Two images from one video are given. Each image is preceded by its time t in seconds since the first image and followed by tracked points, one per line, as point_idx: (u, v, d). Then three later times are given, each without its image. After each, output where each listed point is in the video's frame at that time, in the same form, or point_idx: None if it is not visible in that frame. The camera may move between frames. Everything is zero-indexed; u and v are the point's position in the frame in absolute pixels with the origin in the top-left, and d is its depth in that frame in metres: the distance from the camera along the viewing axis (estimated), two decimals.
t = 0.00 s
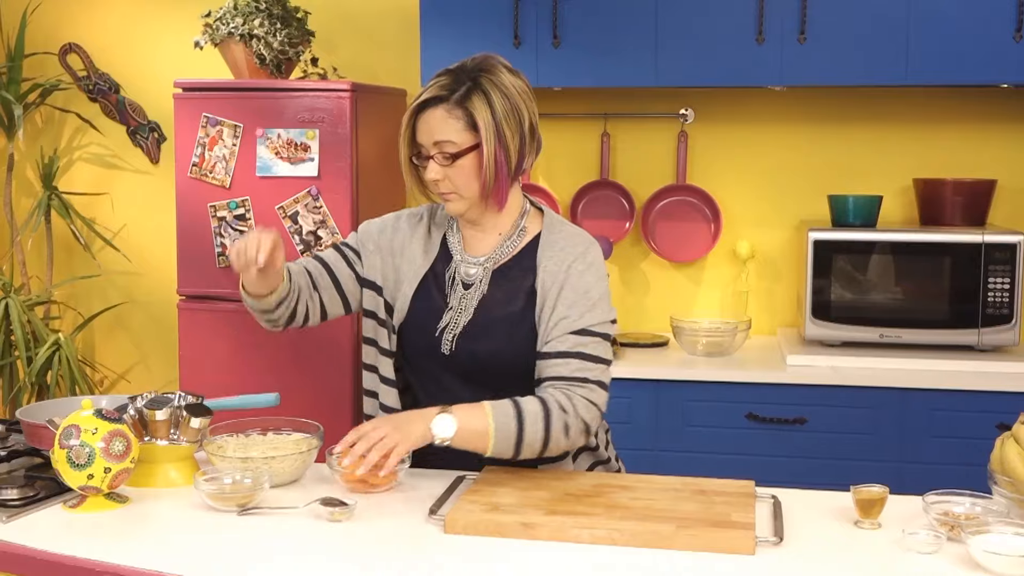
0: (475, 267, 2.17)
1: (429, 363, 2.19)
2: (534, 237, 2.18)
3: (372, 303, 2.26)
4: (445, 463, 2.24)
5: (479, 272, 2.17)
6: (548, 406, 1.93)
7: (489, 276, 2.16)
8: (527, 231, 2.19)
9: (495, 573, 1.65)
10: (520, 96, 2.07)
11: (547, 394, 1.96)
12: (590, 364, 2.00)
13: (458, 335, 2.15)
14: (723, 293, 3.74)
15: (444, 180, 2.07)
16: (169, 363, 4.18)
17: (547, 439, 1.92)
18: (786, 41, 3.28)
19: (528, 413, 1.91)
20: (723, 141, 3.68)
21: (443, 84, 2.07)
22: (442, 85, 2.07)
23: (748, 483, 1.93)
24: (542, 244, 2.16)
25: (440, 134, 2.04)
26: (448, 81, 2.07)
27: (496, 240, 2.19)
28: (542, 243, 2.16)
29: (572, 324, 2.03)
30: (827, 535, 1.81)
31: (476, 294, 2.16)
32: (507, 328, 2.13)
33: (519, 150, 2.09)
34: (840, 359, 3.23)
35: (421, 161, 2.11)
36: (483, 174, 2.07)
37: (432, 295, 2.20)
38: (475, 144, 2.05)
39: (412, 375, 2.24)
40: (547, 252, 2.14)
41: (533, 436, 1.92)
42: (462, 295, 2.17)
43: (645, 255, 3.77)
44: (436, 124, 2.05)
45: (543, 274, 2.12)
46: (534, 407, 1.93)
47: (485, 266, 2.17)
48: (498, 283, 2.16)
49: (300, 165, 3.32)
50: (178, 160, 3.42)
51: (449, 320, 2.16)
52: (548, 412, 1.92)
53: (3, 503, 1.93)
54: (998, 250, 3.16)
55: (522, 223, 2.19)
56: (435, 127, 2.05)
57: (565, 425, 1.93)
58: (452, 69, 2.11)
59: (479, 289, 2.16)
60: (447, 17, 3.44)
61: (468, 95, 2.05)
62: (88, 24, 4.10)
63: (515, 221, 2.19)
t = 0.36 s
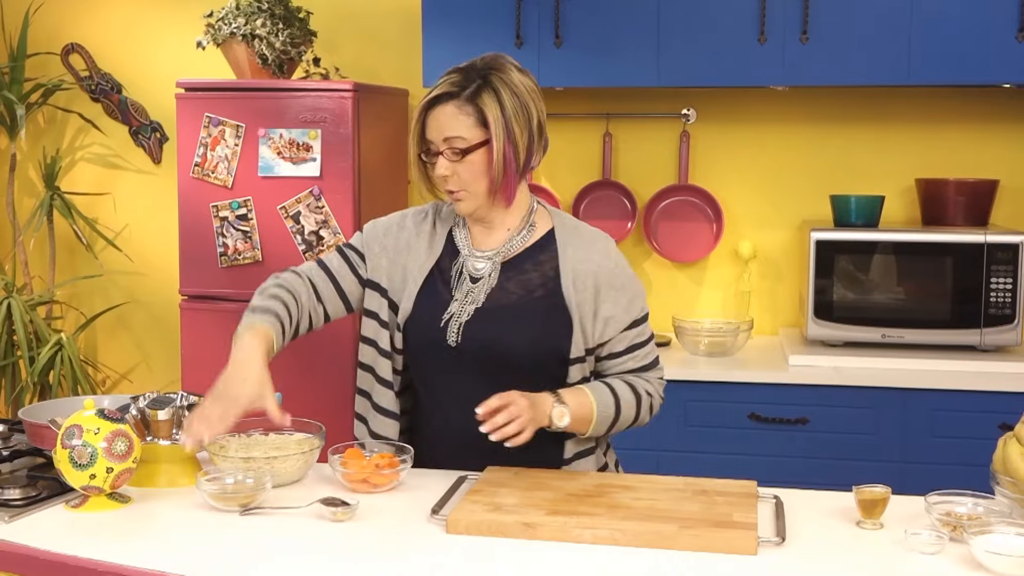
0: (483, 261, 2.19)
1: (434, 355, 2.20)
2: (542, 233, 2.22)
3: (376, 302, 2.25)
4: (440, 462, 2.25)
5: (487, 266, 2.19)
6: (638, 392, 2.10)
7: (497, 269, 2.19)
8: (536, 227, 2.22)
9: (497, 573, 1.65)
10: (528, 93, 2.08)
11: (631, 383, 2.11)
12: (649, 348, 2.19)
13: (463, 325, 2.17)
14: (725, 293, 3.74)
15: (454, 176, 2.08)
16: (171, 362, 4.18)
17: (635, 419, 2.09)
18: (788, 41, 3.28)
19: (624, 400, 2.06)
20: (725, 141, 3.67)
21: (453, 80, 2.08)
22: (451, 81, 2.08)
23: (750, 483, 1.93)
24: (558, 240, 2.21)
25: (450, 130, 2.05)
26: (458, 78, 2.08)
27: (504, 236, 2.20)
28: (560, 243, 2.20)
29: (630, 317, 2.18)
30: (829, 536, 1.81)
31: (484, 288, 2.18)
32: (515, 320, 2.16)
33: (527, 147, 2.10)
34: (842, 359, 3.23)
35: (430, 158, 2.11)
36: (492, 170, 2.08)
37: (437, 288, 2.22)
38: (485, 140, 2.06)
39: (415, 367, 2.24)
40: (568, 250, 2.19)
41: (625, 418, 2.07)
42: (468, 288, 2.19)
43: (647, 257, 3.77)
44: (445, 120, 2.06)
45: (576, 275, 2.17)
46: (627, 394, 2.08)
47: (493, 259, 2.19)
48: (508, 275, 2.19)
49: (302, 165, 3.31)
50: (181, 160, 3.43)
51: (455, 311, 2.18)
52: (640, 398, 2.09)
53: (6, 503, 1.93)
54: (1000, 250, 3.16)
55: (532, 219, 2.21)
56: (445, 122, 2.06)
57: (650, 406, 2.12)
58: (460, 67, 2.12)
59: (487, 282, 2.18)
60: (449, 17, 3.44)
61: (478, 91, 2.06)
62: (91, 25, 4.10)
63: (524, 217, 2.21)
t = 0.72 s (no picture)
0: (496, 259, 2.22)
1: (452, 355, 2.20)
2: (553, 228, 2.27)
3: (382, 311, 2.26)
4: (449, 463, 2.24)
5: (501, 263, 2.22)
6: (651, 381, 2.17)
7: (512, 266, 2.21)
8: (548, 222, 2.27)
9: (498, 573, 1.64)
10: (544, 89, 2.16)
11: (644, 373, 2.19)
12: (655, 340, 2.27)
13: (485, 322, 2.18)
14: (726, 294, 3.74)
15: (477, 164, 2.11)
16: (172, 363, 4.19)
17: (648, 408, 2.16)
18: (790, 40, 3.28)
19: (641, 390, 2.13)
20: (725, 141, 3.68)
21: (472, 73, 2.14)
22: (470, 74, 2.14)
23: (752, 483, 1.93)
24: (571, 234, 2.26)
25: (476, 117, 2.10)
26: (477, 71, 2.14)
27: (516, 232, 2.25)
28: (572, 238, 2.25)
29: (641, 309, 2.25)
30: (830, 536, 1.81)
31: (500, 286, 2.21)
32: (536, 316, 2.19)
33: (545, 141, 2.16)
34: (844, 360, 3.22)
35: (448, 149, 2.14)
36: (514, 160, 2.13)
37: (449, 289, 2.23)
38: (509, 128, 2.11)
39: (428, 368, 2.24)
40: (582, 246, 2.24)
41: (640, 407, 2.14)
42: (484, 286, 2.21)
43: (648, 257, 3.76)
44: (470, 109, 2.11)
45: (593, 270, 2.22)
46: (641, 383, 2.15)
47: (508, 257, 2.22)
48: (525, 271, 2.21)
49: (304, 165, 3.31)
50: (183, 160, 3.43)
51: (473, 309, 2.19)
52: (653, 386, 2.16)
53: (7, 502, 1.92)
54: (1002, 250, 3.16)
55: (543, 215, 2.27)
56: (470, 111, 2.10)
57: (661, 394, 2.20)
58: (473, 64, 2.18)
59: (503, 280, 2.21)
60: (450, 17, 3.44)
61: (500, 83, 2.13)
62: (92, 25, 4.11)
63: (534, 213, 2.26)
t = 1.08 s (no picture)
0: (508, 256, 2.24)
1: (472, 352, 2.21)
2: (558, 223, 2.30)
3: (393, 315, 2.26)
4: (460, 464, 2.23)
5: (513, 260, 2.23)
6: (652, 371, 2.21)
7: (524, 263, 2.24)
8: (552, 219, 2.30)
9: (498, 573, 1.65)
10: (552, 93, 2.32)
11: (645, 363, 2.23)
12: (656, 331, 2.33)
13: (502, 317, 2.20)
14: (727, 293, 3.74)
15: (514, 141, 2.18)
16: (173, 362, 4.19)
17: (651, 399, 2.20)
18: (791, 40, 3.28)
19: (644, 379, 2.17)
20: (726, 141, 3.68)
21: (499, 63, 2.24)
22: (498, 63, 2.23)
23: (753, 483, 1.93)
24: (576, 228, 2.30)
25: (515, 99, 2.19)
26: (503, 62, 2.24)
27: (524, 228, 2.28)
28: (579, 230, 2.30)
29: (645, 300, 2.31)
30: (831, 536, 1.81)
31: (514, 282, 2.22)
32: (548, 310, 2.22)
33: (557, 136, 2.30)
34: (845, 360, 3.22)
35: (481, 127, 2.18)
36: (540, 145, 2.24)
37: (461, 287, 2.24)
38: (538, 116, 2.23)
39: (444, 368, 2.24)
40: (588, 239, 2.29)
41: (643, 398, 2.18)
42: (497, 283, 2.22)
43: (649, 257, 3.77)
44: (506, 91, 2.20)
45: (601, 262, 2.27)
46: (643, 372, 2.20)
47: (519, 252, 2.24)
48: (536, 265, 2.24)
49: (305, 165, 3.31)
50: (183, 160, 3.43)
51: (488, 306, 2.21)
52: (655, 376, 2.21)
53: (8, 502, 1.92)
54: (1003, 250, 3.16)
55: (547, 212, 2.30)
56: (506, 93, 2.19)
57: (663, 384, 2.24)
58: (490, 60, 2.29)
59: (517, 276, 2.23)
60: (451, 16, 3.44)
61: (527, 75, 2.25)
62: (93, 25, 4.11)
63: (539, 209, 2.30)
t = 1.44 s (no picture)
0: (514, 256, 2.24)
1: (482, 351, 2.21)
2: (560, 223, 2.30)
3: (403, 315, 2.25)
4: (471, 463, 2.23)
5: (519, 260, 2.24)
6: (652, 368, 2.24)
7: (530, 263, 2.24)
8: (554, 219, 2.30)
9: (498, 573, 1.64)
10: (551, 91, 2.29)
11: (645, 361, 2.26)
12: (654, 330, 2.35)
13: (512, 315, 2.20)
14: (727, 293, 3.74)
15: (519, 157, 2.17)
16: (172, 363, 4.19)
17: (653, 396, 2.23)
18: (790, 40, 3.28)
19: (646, 376, 2.20)
20: (727, 141, 3.68)
21: (501, 69, 2.19)
22: (500, 71, 2.19)
23: (752, 483, 1.93)
24: (579, 228, 2.30)
25: (520, 114, 2.16)
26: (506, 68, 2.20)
27: (527, 229, 2.28)
28: (581, 229, 2.30)
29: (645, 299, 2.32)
30: (831, 536, 1.81)
31: (521, 282, 2.23)
32: (556, 308, 2.22)
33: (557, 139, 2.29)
34: (845, 360, 3.22)
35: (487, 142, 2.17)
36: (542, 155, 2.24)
37: (468, 287, 2.24)
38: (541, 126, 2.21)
39: (452, 368, 2.24)
40: (591, 238, 2.29)
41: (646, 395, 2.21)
42: (504, 283, 2.23)
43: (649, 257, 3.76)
44: (512, 105, 2.16)
45: (604, 260, 2.28)
46: (644, 369, 2.22)
47: (524, 252, 2.24)
48: (541, 264, 2.25)
49: (305, 165, 3.31)
50: (183, 160, 3.43)
51: (496, 304, 2.21)
52: (655, 372, 2.24)
53: (8, 503, 1.92)
54: (1003, 250, 3.16)
55: (549, 212, 2.30)
56: (511, 106, 2.16)
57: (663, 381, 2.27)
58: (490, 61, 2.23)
59: (523, 275, 2.23)
60: (451, 17, 3.44)
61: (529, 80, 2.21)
62: (93, 25, 4.11)
63: (541, 209, 2.31)
